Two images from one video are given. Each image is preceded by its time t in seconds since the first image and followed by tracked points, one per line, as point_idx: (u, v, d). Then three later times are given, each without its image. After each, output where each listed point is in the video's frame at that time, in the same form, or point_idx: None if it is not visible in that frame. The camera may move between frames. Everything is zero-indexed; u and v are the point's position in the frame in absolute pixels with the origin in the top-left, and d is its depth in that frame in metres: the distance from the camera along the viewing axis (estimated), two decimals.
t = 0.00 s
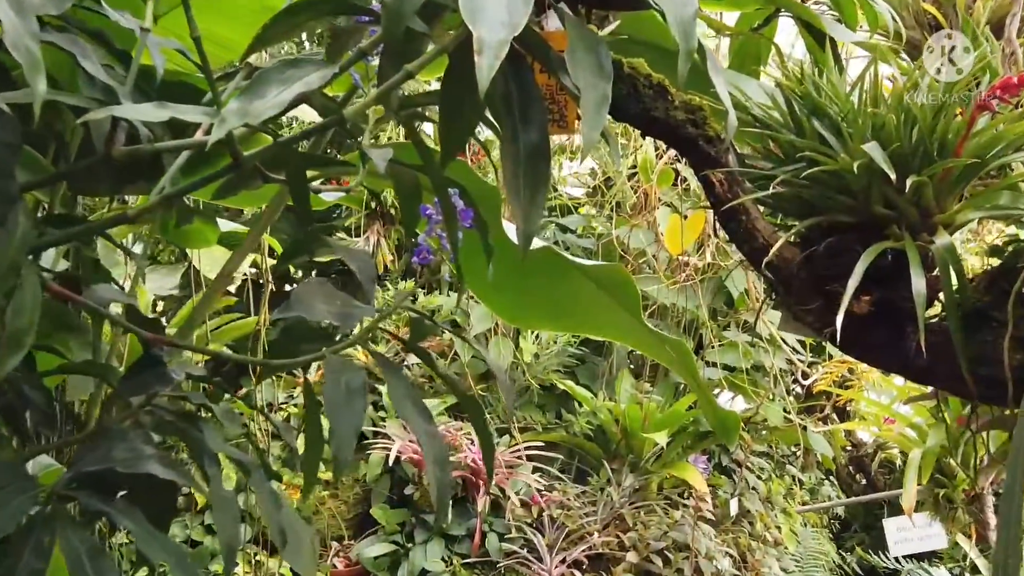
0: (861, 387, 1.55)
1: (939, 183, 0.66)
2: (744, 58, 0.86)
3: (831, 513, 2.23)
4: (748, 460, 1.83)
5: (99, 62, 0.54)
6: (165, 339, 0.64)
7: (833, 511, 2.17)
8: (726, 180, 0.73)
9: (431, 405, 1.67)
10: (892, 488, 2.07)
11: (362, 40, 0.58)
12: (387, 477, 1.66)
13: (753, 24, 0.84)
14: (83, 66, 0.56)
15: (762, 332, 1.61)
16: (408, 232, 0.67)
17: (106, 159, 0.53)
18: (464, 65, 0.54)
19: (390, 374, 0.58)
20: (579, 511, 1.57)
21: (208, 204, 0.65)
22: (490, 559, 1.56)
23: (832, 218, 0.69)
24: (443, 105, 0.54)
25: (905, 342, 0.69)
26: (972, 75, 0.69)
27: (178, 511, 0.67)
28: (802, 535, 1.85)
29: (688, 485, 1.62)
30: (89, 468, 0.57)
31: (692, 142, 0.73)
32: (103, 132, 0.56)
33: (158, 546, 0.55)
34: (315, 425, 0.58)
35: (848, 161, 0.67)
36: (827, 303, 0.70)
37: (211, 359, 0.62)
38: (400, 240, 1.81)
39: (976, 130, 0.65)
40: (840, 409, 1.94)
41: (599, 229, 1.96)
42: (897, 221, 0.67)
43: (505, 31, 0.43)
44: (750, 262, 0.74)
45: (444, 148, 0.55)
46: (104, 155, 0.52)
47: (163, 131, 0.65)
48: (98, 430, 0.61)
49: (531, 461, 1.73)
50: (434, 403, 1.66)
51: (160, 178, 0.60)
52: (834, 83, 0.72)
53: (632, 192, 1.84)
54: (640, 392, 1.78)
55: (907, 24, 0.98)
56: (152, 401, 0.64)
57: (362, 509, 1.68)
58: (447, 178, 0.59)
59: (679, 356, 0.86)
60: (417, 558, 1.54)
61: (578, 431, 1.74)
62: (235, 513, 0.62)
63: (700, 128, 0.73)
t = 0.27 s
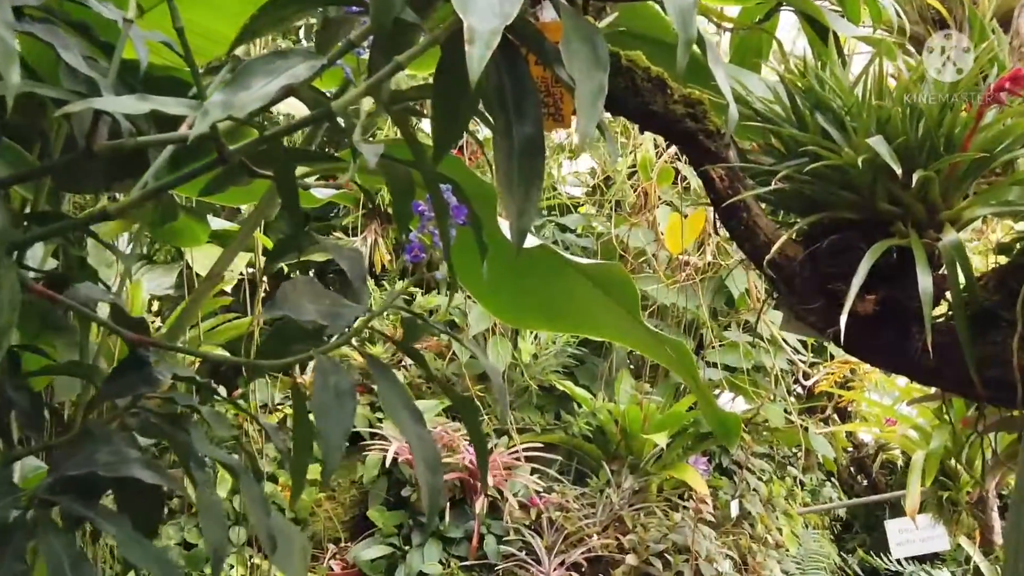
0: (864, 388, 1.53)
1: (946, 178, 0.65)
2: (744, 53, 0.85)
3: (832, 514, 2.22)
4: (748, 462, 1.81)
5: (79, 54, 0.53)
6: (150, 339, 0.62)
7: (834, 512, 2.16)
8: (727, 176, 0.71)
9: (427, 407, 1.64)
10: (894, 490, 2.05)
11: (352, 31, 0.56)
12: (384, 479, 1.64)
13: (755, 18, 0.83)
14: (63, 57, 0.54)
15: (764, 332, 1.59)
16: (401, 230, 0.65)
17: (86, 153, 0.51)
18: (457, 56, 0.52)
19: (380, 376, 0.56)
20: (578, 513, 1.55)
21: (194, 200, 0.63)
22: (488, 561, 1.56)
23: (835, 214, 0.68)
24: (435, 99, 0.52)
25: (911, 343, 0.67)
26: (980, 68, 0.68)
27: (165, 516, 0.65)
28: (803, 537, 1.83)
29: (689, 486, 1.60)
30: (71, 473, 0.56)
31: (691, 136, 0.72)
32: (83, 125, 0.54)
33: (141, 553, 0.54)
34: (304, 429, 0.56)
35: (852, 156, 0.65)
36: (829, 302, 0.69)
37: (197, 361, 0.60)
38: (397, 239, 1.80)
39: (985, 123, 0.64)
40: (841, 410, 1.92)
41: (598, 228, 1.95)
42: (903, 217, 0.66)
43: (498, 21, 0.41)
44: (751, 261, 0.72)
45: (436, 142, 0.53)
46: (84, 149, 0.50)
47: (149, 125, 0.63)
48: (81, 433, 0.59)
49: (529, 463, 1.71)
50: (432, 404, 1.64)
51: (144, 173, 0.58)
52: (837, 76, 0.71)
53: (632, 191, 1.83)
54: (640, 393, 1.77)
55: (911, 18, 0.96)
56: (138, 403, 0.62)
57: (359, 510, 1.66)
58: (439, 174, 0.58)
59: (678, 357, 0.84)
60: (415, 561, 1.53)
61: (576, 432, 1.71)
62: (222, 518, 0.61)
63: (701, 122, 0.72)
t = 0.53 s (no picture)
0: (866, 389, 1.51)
1: (952, 172, 0.63)
2: (744, 47, 0.83)
3: (833, 516, 2.20)
4: (749, 463, 1.79)
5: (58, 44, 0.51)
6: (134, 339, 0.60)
7: (835, 513, 2.14)
8: (726, 170, 0.70)
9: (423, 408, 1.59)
10: (895, 491, 2.03)
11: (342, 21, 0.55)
12: (381, 480, 1.62)
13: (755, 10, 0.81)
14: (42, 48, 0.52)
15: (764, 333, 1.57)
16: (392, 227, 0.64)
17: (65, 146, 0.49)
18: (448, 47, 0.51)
19: (370, 376, 0.55)
20: (577, 515, 1.54)
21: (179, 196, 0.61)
22: (485, 564, 1.53)
23: (837, 210, 0.66)
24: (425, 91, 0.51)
25: (916, 342, 0.66)
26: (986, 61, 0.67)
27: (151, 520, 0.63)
28: (804, 539, 1.81)
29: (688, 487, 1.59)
30: (52, 476, 0.54)
31: (690, 129, 0.70)
32: (63, 117, 0.53)
33: (124, 559, 0.52)
34: (291, 431, 0.54)
35: (856, 150, 0.64)
36: (832, 300, 0.67)
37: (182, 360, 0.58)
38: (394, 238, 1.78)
39: (992, 116, 0.62)
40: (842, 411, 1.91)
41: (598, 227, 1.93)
42: (908, 213, 0.64)
43: (489, 8, 0.40)
44: (751, 258, 0.70)
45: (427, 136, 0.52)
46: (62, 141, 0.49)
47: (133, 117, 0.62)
48: (64, 434, 0.58)
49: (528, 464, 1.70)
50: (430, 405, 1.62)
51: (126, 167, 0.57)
52: (840, 69, 0.69)
53: (631, 189, 1.81)
54: (640, 393, 1.75)
55: (914, 12, 0.94)
56: (122, 403, 0.60)
57: (354, 513, 1.63)
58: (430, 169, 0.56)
59: (678, 357, 0.83)
60: (412, 564, 1.51)
61: (574, 433, 1.69)
62: (208, 523, 0.59)
63: (699, 115, 0.70)
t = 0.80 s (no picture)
0: (868, 390, 1.50)
1: (959, 165, 0.62)
2: (744, 40, 0.82)
3: (834, 517, 2.18)
4: (749, 464, 1.78)
5: (34, 33, 0.49)
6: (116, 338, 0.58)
7: (835, 515, 2.12)
8: (726, 164, 0.68)
9: (419, 409, 1.61)
10: (896, 492, 2.02)
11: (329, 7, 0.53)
12: (377, 481, 1.60)
13: (756, 2, 0.80)
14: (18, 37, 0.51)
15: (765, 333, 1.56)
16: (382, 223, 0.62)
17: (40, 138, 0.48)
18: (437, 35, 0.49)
19: (357, 377, 0.53)
20: (575, 516, 1.52)
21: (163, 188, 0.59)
22: (483, 566, 1.52)
23: (840, 205, 0.65)
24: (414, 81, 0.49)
25: (921, 341, 0.64)
26: (993, 51, 0.65)
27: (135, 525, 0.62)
28: (805, 540, 1.80)
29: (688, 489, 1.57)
30: (29, 478, 0.52)
31: (687, 122, 0.69)
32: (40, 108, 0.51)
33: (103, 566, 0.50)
34: (276, 434, 0.53)
35: (859, 143, 0.62)
36: (834, 298, 0.66)
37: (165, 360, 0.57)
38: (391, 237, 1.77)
39: (999, 107, 0.61)
40: (843, 411, 1.89)
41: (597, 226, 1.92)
42: (913, 208, 0.63)
43: None
44: (751, 254, 0.69)
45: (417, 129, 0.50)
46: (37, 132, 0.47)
47: (116, 109, 0.60)
48: (44, 436, 0.56)
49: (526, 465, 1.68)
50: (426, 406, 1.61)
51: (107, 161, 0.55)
52: (842, 59, 0.68)
53: (631, 187, 1.80)
54: (639, 393, 1.73)
55: (917, 6, 0.93)
56: (105, 403, 0.59)
57: (350, 514, 1.60)
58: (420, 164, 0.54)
59: (677, 357, 0.81)
60: (408, 566, 1.48)
61: (573, 434, 1.67)
62: (192, 528, 0.57)
63: (697, 108, 0.69)
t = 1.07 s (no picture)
0: (869, 391, 1.48)
1: (965, 159, 0.61)
2: (744, 33, 0.80)
3: (835, 519, 2.16)
4: (750, 466, 1.76)
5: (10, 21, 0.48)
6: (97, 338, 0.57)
7: (837, 517, 2.10)
8: (725, 158, 0.67)
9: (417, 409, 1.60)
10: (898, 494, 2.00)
11: None
12: (374, 483, 1.58)
13: None
14: None
15: (766, 333, 1.54)
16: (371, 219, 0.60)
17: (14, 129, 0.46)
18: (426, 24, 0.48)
19: (344, 377, 0.52)
20: (574, 518, 1.50)
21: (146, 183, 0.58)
22: (480, 569, 1.49)
23: (843, 200, 0.63)
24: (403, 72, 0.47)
25: (926, 341, 0.62)
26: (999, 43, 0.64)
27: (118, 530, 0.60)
28: (806, 542, 1.78)
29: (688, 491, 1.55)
30: (7, 481, 0.51)
31: (685, 115, 0.67)
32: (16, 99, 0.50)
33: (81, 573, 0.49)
34: (260, 437, 0.51)
35: (862, 135, 0.61)
36: (836, 297, 0.64)
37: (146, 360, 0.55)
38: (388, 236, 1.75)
39: (1007, 99, 0.60)
40: (845, 412, 1.87)
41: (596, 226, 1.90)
42: (918, 203, 0.61)
43: None
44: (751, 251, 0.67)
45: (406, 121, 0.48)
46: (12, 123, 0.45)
47: (99, 101, 0.59)
48: (23, 437, 0.54)
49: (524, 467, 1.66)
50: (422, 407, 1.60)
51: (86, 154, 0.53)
52: (844, 51, 0.66)
53: (630, 186, 1.78)
54: (638, 394, 1.72)
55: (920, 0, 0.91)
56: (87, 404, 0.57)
57: (346, 517, 1.59)
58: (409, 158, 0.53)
59: (676, 358, 0.80)
60: (404, 569, 1.46)
61: (572, 434, 1.65)
62: (176, 533, 0.56)
63: (696, 100, 0.67)
